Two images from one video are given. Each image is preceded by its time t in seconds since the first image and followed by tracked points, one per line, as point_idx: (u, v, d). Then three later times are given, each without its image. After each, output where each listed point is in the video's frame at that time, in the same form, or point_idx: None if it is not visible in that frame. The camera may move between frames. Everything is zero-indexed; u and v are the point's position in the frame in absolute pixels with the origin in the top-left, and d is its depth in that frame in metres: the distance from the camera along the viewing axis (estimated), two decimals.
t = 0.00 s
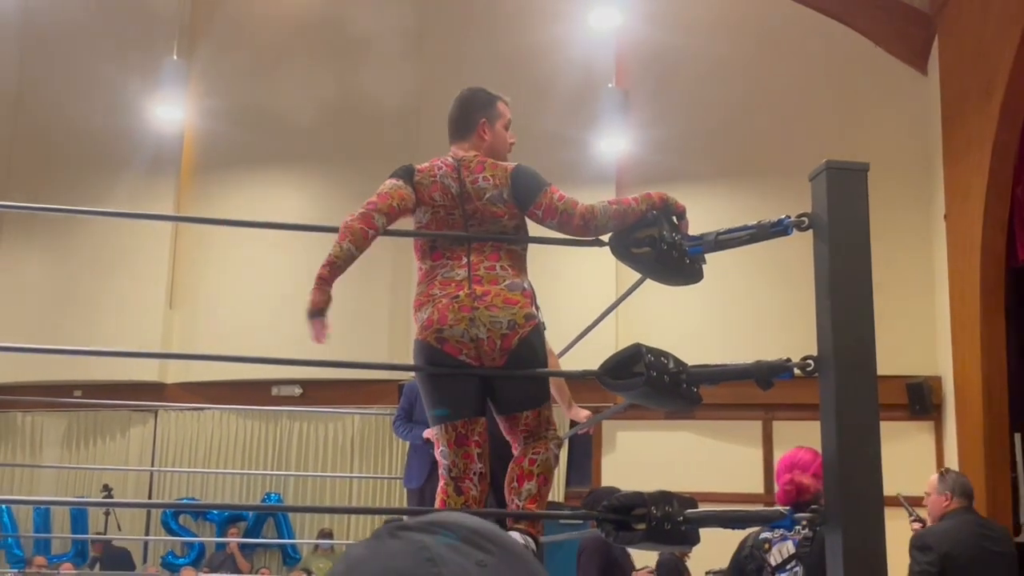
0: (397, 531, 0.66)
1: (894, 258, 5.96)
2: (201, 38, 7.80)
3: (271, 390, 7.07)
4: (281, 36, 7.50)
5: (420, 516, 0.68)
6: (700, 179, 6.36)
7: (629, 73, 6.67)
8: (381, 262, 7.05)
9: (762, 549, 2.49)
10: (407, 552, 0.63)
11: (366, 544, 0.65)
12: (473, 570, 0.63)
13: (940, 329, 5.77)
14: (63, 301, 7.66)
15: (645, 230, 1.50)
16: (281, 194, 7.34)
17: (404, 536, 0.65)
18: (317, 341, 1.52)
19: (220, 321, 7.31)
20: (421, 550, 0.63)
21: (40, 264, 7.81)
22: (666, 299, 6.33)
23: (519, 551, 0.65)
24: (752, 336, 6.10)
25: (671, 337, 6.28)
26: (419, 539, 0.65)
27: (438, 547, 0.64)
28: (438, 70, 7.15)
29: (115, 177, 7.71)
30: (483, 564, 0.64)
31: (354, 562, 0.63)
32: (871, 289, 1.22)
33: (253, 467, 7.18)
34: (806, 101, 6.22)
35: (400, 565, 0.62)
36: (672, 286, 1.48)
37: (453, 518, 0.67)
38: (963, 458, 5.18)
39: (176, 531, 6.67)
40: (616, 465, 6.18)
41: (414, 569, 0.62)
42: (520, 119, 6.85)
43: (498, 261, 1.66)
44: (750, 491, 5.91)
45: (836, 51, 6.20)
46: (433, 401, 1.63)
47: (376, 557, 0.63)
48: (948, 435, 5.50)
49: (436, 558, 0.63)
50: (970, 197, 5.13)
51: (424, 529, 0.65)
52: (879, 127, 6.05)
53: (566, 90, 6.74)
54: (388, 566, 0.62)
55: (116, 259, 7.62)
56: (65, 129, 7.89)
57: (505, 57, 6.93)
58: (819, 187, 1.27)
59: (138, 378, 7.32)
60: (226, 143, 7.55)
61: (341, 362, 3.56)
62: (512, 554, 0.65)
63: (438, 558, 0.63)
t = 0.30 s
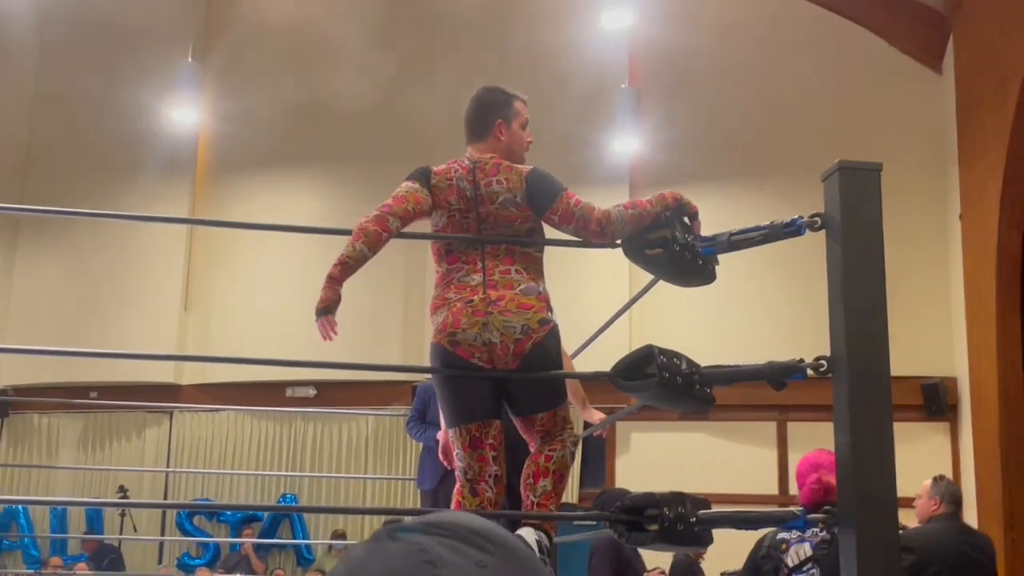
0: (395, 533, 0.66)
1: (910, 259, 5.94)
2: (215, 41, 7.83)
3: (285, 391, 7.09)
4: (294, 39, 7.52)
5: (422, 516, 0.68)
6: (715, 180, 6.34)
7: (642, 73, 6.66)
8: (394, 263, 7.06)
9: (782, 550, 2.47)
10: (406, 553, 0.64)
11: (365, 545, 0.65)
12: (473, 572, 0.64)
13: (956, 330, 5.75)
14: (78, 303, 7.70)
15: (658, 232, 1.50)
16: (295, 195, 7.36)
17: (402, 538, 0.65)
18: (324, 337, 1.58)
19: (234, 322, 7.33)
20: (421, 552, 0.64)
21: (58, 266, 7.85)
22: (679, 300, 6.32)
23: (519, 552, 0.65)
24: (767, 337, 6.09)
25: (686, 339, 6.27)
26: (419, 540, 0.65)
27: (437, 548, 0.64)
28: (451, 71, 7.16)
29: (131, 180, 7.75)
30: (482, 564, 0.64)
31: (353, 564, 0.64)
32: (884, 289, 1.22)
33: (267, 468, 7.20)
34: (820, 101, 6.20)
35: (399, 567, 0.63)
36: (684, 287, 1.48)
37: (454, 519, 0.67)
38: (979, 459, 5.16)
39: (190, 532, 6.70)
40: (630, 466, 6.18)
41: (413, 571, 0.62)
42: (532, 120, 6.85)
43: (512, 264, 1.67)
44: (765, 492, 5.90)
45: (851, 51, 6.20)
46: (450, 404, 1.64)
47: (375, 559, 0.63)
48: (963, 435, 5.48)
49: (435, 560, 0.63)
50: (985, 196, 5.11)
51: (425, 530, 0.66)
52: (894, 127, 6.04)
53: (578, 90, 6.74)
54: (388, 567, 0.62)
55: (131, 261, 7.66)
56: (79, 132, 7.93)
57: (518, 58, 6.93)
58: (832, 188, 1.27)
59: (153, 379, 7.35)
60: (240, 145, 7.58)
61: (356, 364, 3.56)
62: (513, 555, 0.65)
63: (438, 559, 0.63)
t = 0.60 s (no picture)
0: (401, 531, 0.66)
1: (919, 261, 5.92)
2: (223, 44, 7.84)
3: (293, 395, 7.10)
4: (301, 42, 7.53)
5: (428, 516, 0.68)
6: (724, 182, 6.33)
7: (650, 75, 6.66)
8: (402, 267, 7.06)
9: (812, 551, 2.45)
10: (412, 552, 0.63)
11: (370, 545, 0.65)
12: (480, 570, 0.63)
13: (965, 332, 5.73)
14: (87, 307, 7.71)
15: (665, 233, 1.49)
16: (302, 199, 7.37)
17: (408, 537, 0.65)
18: (328, 341, 1.58)
19: (243, 326, 7.34)
20: (427, 551, 0.63)
21: (68, 269, 7.87)
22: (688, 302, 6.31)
23: (526, 551, 0.65)
24: (775, 340, 6.08)
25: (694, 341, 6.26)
26: (426, 539, 0.65)
27: (444, 546, 0.64)
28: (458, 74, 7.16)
29: (139, 183, 7.76)
30: (488, 563, 0.64)
31: (359, 563, 0.63)
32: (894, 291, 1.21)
33: (277, 471, 7.20)
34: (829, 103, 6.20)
35: (407, 566, 0.62)
36: (692, 289, 1.47)
37: (460, 518, 0.67)
38: (990, 461, 5.14)
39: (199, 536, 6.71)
40: (639, 469, 6.16)
41: (420, 570, 0.62)
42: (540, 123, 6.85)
43: (520, 265, 1.66)
44: (774, 495, 5.88)
45: (860, 54, 6.18)
46: (457, 404, 1.63)
47: (380, 558, 0.63)
48: (974, 438, 5.46)
49: (441, 558, 0.63)
50: (995, 198, 5.09)
51: (431, 528, 0.65)
52: (903, 129, 6.03)
53: (586, 92, 6.74)
54: (395, 566, 0.62)
55: (140, 264, 7.67)
56: (88, 137, 7.96)
57: (525, 62, 6.93)
58: (841, 189, 1.26)
59: (161, 382, 7.36)
60: (248, 149, 7.59)
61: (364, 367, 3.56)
62: (519, 553, 0.65)
63: (444, 558, 0.63)
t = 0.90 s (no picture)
0: (414, 527, 0.66)
1: (929, 263, 5.91)
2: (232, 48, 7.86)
3: (302, 397, 7.11)
4: (309, 45, 7.55)
5: (440, 512, 0.68)
6: (732, 184, 6.32)
7: (657, 77, 6.65)
8: (410, 269, 7.06)
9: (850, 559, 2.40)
10: (426, 545, 0.63)
11: (383, 538, 0.65)
12: (493, 567, 0.63)
13: (975, 334, 5.71)
14: (96, 310, 7.74)
15: (674, 234, 1.49)
16: (310, 202, 7.38)
17: (422, 531, 0.65)
18: (340, 345, 1.58)
19: (251, 328, 7.35)
20: (441, 544, 0.63)
21: (77, 272, 7.89)
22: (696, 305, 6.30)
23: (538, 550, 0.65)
24: (784, 342, 6.07)
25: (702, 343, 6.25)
26: (439, 533, 0.65)
27: (458, 540, 0.64)
28: (466, 77, 7.16)
29: (149, 187, 7.79)
30: (501, 557, 0.64)
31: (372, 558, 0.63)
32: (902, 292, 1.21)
33: (285, 474, 7.22)
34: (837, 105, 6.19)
35: (422, 558, 0.62)
36: (700, 290, 1.47)
37: (472, 514, 0.67)
38: (1000, 463, 5.12)
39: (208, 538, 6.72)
40: (648, 472, 6.16)
41: (435, 562, 0.62)
42: (548, 125, 6.85)
43: (529, 267, 1.66)
44: (783, 498, 5.87)
45: (868, 55, 6.17)
46: (466, 406, 1.63)
47: (394, 550, 0.63)
48: (984, 440, 5.44)
49: (456, 550, 0.63)
50: (1005, 199, 5.08)
51: (443, 523, 0.65)
52: (913, 131, 6.01)
53: (593, 94, 6.74)
54: (409, 561, 0.62)
55: (150, 267, 7.70)
56: (97, 141, 7.98)
57: (532, 64, 6.93)
58: (850, 191, 1.26)
59: (171, 384, 7.38)
60: (256, 152, 7.60)
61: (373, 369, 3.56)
62: (531, 553, 0.65)
63: (458, 552, 0.63)
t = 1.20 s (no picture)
0: (442, 521, 0.75)
1: (936, 266, 5.90)
2: (239, 53, 7.88)
3: (309, 401, 7.12)
4: (316, 49, 7.56)
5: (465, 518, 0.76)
6: (738, 187, 6.31)
7: (664, 81, 6.66)
8: (416, 273, 7.06)
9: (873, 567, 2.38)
10: (464, 534, 0.71)
11: (419, 527, 0.73)
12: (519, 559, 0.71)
13: (983, 336, 5.70)
14: (104, 314, 7.75)
15: (681, 236, 1.50)
16: (317, 206, 7.38)
17: (456, 525, 0.73)
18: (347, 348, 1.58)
19: (259, 332, 7.36)
20: (476, 536, 0.71)
21: (84, 277, 7.91)
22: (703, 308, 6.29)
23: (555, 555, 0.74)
24: (792, 345, 6.06)
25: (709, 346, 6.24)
26: (466, 525, 0.73)
27: (491, 534, 0.72)
28: (472, 81, 7.18)
29: (157, 190, 7.80)
30: (524, 552, 0.73)
31: (410, 540, 0.71)
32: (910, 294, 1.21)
33: (292, 478, 7.22)
34: (844, 107, 6.18)
35: (462, 541, 0.70)
36: (706, 292, 1.48)
37: (495, 524, 0.75)
38: (1008, 467, 5.11)
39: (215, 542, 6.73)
40: (655, 476, 6.15)
41: (474, 545, 0.70)
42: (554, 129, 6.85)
43: (535, 269, 1.66)
44: (791, 501, 5.86)
45: (875, 58, 6.17)
46: (471, 408, 1.63)
47: (436, 535, 0.71)
48: (992, 444, 5.43)
49: (491, 538, 0.71)
50: (1012, 202, 5.07)
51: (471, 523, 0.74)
52: (920, 134, 6.01)
53: (600, 96, 6.73)
54: (450, 543, 0.70)
55: (157, 271, 7.71)
56: (105, 145, 7.99)
57: (538, 68, 6.93)
58: (858, 194, 1.25)
59: (178, 388, 7.39)
60: (263, 156, 7.61)
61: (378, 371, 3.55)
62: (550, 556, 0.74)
63: (491, 541, 0.71)
